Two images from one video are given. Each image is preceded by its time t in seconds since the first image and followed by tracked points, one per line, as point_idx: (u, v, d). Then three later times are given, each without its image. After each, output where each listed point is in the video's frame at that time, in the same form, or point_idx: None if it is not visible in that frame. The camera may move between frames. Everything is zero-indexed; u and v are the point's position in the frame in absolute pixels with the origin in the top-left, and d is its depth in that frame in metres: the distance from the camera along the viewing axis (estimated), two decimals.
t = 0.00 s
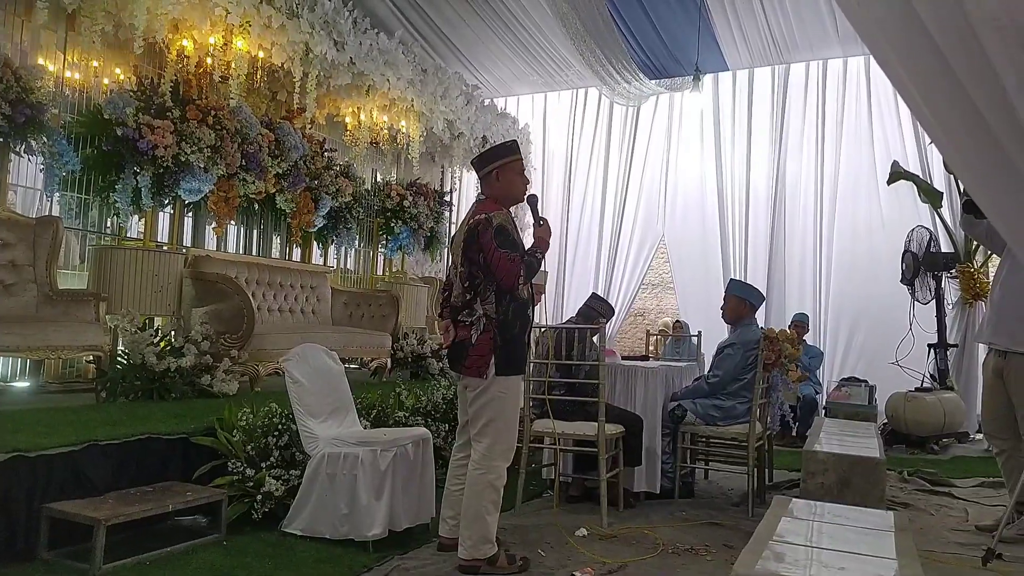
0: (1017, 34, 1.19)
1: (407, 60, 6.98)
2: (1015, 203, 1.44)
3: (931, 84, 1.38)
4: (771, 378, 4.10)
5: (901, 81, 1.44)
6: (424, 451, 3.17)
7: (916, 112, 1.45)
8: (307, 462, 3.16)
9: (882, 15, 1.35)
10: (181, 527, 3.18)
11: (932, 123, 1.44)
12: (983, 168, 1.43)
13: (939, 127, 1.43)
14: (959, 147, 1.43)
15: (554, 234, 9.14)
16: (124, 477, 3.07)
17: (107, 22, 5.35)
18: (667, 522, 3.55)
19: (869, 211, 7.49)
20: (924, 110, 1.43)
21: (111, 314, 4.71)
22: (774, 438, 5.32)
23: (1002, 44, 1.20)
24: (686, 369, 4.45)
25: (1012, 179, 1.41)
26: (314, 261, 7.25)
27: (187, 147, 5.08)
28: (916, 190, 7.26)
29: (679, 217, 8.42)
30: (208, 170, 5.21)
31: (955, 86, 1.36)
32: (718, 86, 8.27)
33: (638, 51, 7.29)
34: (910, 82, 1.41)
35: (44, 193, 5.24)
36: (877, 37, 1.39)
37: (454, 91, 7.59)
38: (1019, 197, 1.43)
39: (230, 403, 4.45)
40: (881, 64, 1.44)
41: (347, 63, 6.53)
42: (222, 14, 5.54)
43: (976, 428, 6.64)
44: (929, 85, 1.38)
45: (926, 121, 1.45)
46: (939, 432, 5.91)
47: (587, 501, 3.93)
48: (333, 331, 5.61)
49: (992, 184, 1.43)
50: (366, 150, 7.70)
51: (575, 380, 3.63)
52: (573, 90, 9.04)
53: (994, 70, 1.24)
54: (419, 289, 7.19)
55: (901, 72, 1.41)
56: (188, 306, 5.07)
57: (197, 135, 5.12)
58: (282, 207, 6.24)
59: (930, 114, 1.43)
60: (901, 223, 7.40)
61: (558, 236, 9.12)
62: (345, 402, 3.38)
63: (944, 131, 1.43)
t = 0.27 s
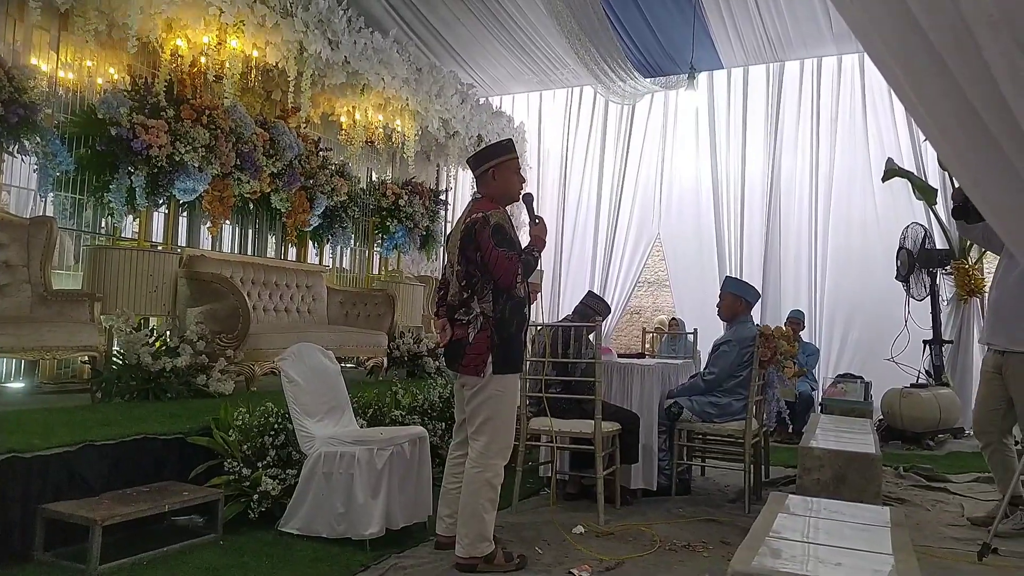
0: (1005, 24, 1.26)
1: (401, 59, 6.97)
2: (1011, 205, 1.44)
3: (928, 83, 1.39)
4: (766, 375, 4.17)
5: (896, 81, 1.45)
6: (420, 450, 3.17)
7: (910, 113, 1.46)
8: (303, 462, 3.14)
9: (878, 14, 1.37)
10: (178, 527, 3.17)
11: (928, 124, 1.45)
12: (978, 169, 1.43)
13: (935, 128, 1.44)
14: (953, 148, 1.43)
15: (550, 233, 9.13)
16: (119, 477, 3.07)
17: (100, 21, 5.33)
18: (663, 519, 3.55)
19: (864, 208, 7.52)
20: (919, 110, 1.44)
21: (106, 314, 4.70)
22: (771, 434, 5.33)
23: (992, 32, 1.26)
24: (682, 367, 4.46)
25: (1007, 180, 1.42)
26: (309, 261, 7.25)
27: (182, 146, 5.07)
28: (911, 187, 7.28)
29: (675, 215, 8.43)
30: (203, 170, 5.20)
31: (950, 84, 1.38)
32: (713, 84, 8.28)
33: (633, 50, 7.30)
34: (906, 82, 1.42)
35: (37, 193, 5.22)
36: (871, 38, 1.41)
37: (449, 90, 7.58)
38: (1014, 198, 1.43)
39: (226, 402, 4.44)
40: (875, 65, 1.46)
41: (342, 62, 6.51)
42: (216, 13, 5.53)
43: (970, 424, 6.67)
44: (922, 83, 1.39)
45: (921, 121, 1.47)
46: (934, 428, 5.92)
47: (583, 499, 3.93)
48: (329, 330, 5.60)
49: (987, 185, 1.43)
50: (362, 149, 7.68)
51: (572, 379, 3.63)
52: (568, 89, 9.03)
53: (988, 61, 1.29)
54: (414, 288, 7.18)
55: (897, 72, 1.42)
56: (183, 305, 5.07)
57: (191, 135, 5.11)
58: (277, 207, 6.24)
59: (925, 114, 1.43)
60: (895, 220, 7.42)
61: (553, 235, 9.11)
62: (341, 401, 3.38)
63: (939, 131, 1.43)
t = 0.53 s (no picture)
0: (1011, 16, 1.26)
1: (403, 52, 6.94)
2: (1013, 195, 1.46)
3: (932, 77, 1.40)
4: (770, 370, 4.16)
5: (899, 74, 1.45)
6: (423, 444, 3.18)
7: (914, 104, 1.46)
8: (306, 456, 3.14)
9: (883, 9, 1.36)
10: (181, 521, 3.18)
11: (930, 116, 1.46)
12: (980, 159, 1.45)
13: (938, 120, 1.45)
14: (955, 139, 1.45)
15: (552, 227, 9.11)
16: (123, 471, 3.07)
17: (101, 15, 5.32)
18: (666, 513, 3.56)
19: (867, 202, 7.50)
20: (922, 102, 1.45)
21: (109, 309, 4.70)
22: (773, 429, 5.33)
23: (998, 23, 1.27)
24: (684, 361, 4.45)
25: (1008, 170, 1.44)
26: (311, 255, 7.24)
27: (183, 140, 5.05)
28: (914, 181, 7.26)
29: (677, 209, 8.41)
30: (204, 164, 5.17)
31: (954, 77, 1.38)
32: (715, 77, 8.25)
33: (635, 42, 7.28)
34: (909, 75, 1.43)
35: (39, 187, 5.22)
36: (875, 29, 1.40)
37: (450, 84, 7.56)
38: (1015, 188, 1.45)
39: (229, 397, 4.44)
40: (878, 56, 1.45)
41: (343, 55, 6.49)
42: (217, 7, 5.51)
43: (973, 418, 6.66)
44: (928, 75, 1.40)
45: (923, 112, 1.47)
46: (937, 422, 5.92)
47: (586, 493, 3.93)
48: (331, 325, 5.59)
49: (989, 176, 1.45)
50: (363, 142, 7.67)
51: (574, 373, 3.63)
52: (570, 82, 9.00)
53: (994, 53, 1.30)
54: (416, 282, 7.17)
55: (900, 66, 1.42)
56: (185, 300, 5.07)
57: (192, 129, 5.09)
58: (279, 201, 6.22)
59: (929, 106, 1.44)
60: (898, 214, 7.40)
61: (556, 229, 9.08)
62: (344, 395, 3.37)
63: (942, 123, 1.44)
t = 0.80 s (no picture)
0: (1009, 28, 1.25)
1: (402, 57, 6.95)
2: (1005, 198, 1.48)
3: (930, 80, 1.41)
4: (764, 378, 4.17)
5: (898, 74, 1.47)
6: (418, 449, 3.16)
7: (911, 105, 1.48)
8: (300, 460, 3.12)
9: (882, 11, 1.38)
10: (174, 524, 3.17)
11: (927, 117, 1.48)
12: (974, 163, 1.47)
13: (934, 121, 1.47)
14: (951, 141, 1.47)
15: (549, 233, 9.13)
16: (116, 473, 3.06)
17: (101, 16, 5.33)
18: (660, 520, 3.56)
19: (863, 212, 7.53)
20: (920, 104, 1.47)
21: (104, 310, 4.69)
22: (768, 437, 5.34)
23: (997, 34, 1.27)
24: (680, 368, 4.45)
25: (1003, 174, 1.46)
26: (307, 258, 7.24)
27: (182, 142, 5.06)
28: (910, 191, 7.29)
29: (674, 216, 8.43)
30: (202, 166, 5.18)
31: (951, 82, 1.40)
32: (713, 85, 8.29)
33: (634, 49, 7.30)
34: (907, 77, 1.44)
35: (35, 188, 5.20)
36: (874, 31, 1.42)
37: (449, 89, 7.58)
38: (1008, 192, 1.47)
39: (223, 400, 4.43)
40: (877, 58, 1.47)
41: (343, 59, 6.50)
42: (217, 9, 5.52)
43: (966, 428, 6.67)
44: (925, 79, 1.41)
45: (920, 113, 1.49)
46: (931, 431, 5.93)
47: (580, 499, 3.93)
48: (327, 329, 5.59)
49: (981, 178, 1.47)
50: (361, 146, 7.68)
51: (569, 379, 3.63)
52: (569, 89, 9.02)
53: (990, 61, 1.31)
54: (412, 286, 7.18)
55: (899, 66, 1.44)
56: (181, 302, 5.05)
57: (191, 131, 5.09)
58: (276, 204, 6.21)
59: (926, 108, 1.46)
60: (894, 223, 7.43)
61: (552, 236, 9.11)
62: (339, 399, 3.37)
63: (938, 125, 1.46)
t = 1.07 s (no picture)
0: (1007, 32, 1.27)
1: (402, 59, 6.96)
2: (1003, 200, 1.49)
3: (927, 86, 1.42)
4: (763, 381, 4.17)
5: (895, 81, 1.47)
6: (416, 452, 3.17)
7: (910, 110, 1.49)
8: (298, 462, 3.13)
9: (880, 17, 1.38)
10: (171, 526, 3.16)
11: (925, 123, 1.48)
12: (972, 167, 1.48)
13: (932, 127, 1.47)
14: (949, 146, 1.48)
15: (547, 236, 9.15)
16: (114, 475, 3.06)
17: (100, 18, 5.34)
18: (658, 523, 3.56)
19: (861, 216, 7.54)
20: (918, 110, 1.47)
21: (103, 312, 4.69)
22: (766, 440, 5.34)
23: (994, 38, 1.28)
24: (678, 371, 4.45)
25: (1000, 177, 1.47)
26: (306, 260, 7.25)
27: (181, 144, 5.06)
28: (908, 195, 7.30)
29: (672, 219, 8.44)
30: (201, 168, 5.19)
31: (949, 87, 1.40)
32: (711, 89, 8.31)
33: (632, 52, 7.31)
34: (905, 84, 1.45)
35: (34, 189, 5.20)
36: (874, 38, 1.42)
37: (448, 91, 7.58)
38: (1005, 195, 1.49)
39: (222, 402, 4.43)
40: (875, 64, 1.47)
41: (342, 62, 6.51)
42: (217, 12, 5.53)
43: (965, 432, 6.68)
44: (924, 85, 1.42)
45: (918, 119, 1.50)
46: (928, 435, 5.94)
47: (578, 502, 3.93)
48: (326, 331, 5.59)
49: (979, 182, 1.49)
50: (360, 149, 7.70)
51: (568, 382, 3.63)
52: (567, 92, 9.04)
53: (989, 68, 1.31)
54: (411, 288, 7.18)
55: (897, 74, 1.44)
56: (179, 304, 5.03)
57: (190, 133, 5.10)
58: (275, 206, 6.21)
59: (924, 114, 1.46)
60: (892, 227, 7.44)
61: (551, 240, 9.11)
62: (337, 401, 3.38)
63: (937, 130, 1.47)
